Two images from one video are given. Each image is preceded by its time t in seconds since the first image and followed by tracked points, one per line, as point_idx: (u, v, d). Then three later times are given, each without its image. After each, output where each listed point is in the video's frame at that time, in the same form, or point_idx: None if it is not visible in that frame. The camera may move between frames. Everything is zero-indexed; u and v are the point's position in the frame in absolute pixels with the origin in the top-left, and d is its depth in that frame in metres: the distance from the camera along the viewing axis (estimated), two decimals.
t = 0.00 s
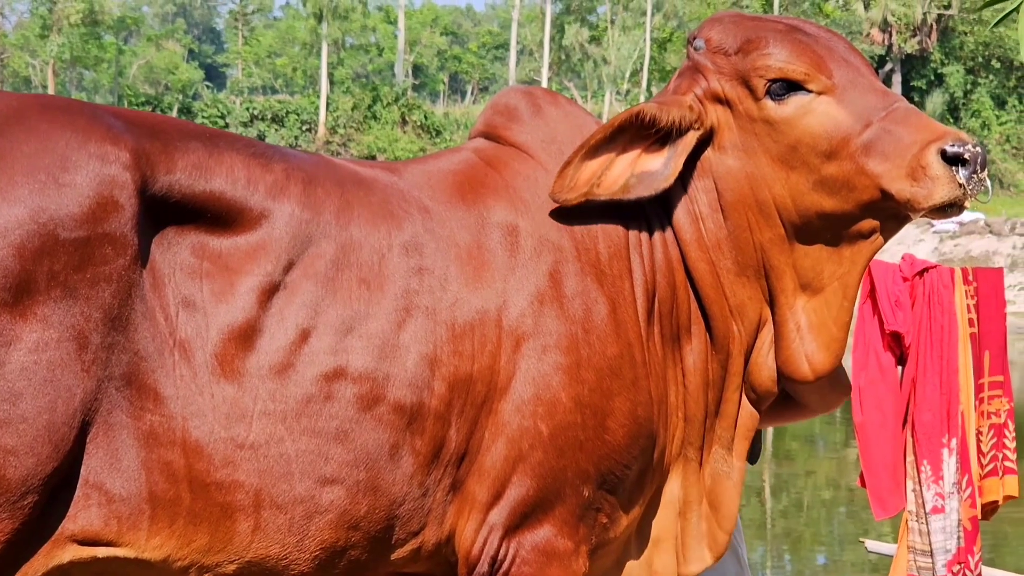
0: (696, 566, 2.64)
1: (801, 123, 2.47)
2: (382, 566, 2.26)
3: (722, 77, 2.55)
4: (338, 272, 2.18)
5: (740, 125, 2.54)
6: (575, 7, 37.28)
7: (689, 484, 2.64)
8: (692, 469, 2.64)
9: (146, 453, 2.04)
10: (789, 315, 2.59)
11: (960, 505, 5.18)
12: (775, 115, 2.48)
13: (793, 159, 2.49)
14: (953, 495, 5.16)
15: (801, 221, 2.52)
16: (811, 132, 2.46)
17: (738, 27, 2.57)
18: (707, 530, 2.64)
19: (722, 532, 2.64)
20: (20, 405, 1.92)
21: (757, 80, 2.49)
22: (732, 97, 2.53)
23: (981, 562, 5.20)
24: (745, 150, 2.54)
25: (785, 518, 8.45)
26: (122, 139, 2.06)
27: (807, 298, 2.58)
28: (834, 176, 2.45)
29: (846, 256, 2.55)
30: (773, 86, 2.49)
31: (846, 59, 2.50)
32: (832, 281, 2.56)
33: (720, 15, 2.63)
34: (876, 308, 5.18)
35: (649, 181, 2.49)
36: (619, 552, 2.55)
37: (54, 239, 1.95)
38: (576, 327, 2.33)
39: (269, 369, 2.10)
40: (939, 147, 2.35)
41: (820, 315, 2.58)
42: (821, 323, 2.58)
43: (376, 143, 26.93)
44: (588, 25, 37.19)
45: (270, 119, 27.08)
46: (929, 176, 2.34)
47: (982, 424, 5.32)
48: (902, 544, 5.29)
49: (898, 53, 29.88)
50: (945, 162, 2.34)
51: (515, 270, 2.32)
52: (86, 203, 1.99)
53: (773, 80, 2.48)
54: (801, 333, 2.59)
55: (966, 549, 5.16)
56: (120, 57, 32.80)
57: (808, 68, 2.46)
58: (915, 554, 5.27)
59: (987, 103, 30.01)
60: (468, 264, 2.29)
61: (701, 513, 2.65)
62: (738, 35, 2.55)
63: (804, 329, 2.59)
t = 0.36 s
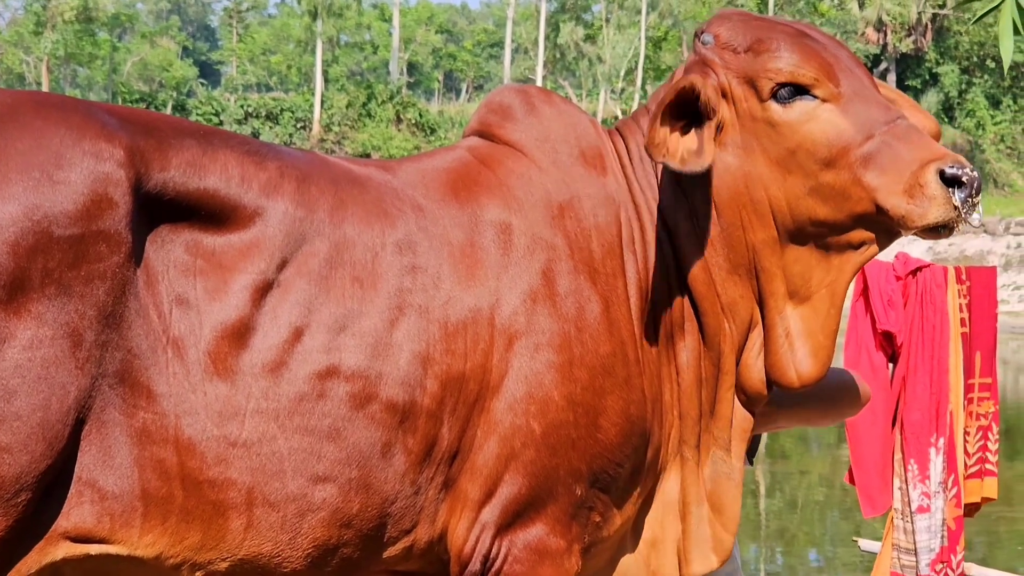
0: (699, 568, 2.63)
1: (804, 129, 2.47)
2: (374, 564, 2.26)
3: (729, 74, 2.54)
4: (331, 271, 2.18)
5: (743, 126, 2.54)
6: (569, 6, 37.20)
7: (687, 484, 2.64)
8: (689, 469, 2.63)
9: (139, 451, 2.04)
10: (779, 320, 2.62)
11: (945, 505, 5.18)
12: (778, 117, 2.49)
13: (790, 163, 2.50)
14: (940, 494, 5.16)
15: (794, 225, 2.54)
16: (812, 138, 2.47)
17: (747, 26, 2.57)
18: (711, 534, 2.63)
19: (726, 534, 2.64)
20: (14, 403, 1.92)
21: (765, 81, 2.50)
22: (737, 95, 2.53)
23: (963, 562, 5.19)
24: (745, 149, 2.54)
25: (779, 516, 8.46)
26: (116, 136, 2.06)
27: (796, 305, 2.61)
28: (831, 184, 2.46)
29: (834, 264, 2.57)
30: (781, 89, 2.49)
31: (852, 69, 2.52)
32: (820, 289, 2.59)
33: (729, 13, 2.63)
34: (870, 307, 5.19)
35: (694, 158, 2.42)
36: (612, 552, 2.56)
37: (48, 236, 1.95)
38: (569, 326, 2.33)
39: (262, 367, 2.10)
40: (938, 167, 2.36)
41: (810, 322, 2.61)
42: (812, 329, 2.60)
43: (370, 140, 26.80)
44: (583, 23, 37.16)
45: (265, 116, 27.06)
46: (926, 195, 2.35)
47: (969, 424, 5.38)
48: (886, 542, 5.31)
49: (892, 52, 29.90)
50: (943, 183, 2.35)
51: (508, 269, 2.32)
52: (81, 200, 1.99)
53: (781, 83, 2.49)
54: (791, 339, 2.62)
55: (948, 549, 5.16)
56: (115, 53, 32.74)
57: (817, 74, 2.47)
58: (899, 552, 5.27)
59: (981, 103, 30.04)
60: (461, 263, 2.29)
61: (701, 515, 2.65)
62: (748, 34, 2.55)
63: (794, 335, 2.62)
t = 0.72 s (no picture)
0: (680, 561, 2.66)
1: (809, 135, 2.50)
2: (364, 555, 2.26)
3: (740, 72, 2.53)
4: (323, 261, 2.18)
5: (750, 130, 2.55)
6: None
7: (675, 476, 2.64)
8: (678, 463, 2.64)
9: (130, 441, 2.04)
10: (772, 322, 2.67)
11: (927, 498, 5.24)
12: (785, 122, 2.52)
13: (793, 168, 2.54)
14: (923, 487, 5.21)
15: (791, 229, 2.60)
16: (816, 145, 2.49)
17: (759, 26, 2.55)
18: (692, 526, 2.67)
19: (705, 527, 2.68)
20: (3, 393, 1.91)
21: (774, 84, 2.50)
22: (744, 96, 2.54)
23: (945, 554, 5.29)
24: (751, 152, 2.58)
25: (770, 509, 8.49)
26: (107, 126, 2.05)
27: (787, 306, 2.67)
28: (830, 193, 2.49)
29: (826, 271, 2.65)
30: (789, 93, 2.51)
31: (858, 78, 2.54)
32: (811, 293, 2.66)
33: (740, 9, 2.62)
34: (859, 300, 5.12)
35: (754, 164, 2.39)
36: (602, 543, 2.56)
37: (38, 227, 1.94)
38: (561, 318, 2.33)
39: (253, 358, 2.10)
40: (937, 188, 2.39)
41: (801, 325, 2.67)
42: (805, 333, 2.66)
43: (361, 133, 26.74)
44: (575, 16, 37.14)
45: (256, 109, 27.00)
46: (924, 215, 2.38)
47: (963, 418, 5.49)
48: (869, 533, 5.32)
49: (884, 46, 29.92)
50: (941, 204, 2.39)
51: (500, 260, 2.32)
52: (71, 189, 1.98)
53: (791, 88, 2.50)
54: (783, 340, 2.67)
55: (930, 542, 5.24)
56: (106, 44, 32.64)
57: (827, 83, 2.48)
58: (882, 544, 5.29)
59: (973, 97, 30.07)
60: (453, 254, 2.28)
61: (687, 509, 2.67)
62: (760, 35, 2.54)
63: (786, 336, 2.68)
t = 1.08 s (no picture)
0: (662, 549, 2.68)
1: (801, 136, 2.50)
2: (349, 544, 2.26)
3: (735, 69, 2.54)
4: (309, 250, 2.18)
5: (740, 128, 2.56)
6: None
7: (656, 466, 2.66)
8: (659, 452, 2.65)
9: (115, 429, 2.04)
10: (756, 317, 2.67)
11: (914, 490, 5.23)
12: (776, 121, 2.52)
13: (782, 167, 2.54)
14: (910, 480, 5.20)
15: (777, 226, 2.59)
16: (807, 145, 2.50)
17: (758, 23, 2.57)
18: (674, 515, 2.68)
19: (688, 518, 2.69)
20: None
21: (769, 82, 2.51)
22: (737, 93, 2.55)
23: (929, 546, 5.28)
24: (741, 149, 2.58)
25: (756, 501, 8.52)
26: (94, 114, 2.04)
27: (771, 303, 2.67)
28: (819, 194, 2.50)
29: (809, 270, 2.64)
30: (783, 93, 2.51)
31: (852, 80, 2.54)
32: (794, 291, 2.66)
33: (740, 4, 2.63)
34: (845, 292, 5.20)
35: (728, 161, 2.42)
36: (587, 533, 2.56)
37: (25, 215, 1.94)
38: (547, 307, 2.33)
39: (239, 347, 2.10)
40: (924, 198, 2.39)
41: (784, 321, 2.67)
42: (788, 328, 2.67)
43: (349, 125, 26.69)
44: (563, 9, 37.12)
45: (244, 100, 26.92)
46: (909, 223, 2.38)
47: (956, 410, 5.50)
48: (856, 526, 5.36)
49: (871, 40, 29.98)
50: (926, 213, 2.39)
51: (486, 249, 2.32)
52: (58, 177, 1.98)
53: (784, 87, 2.50)
54: (766, 336, 2.68)
55: (915, 534, 5.24)
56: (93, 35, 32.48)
57: (821, 85, 2.49)
58: (869, 536, 5.31)
59: (959, 91, 30.16)
60: (440, 243, 2.29)
61: (667, 497, 2.68)
62: (758, 31, 2.55)
63: (769, 332, 2.68)
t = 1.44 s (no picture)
0: (650, 543, 2.68)
1: (777, 127, 2.51)
2: (330, 534, 2.26)
3: (714, 59, 2.55)
4: (289, 240, 2.18)
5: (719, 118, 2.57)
6: None
7: (643, 457, 2.67)
8: (644, 442, 2.67)
9: (96, 419, 2.03)
10: (736, 309, 2.70)
11: (900, 482, 5.28)
12: (753, 111, 2.53)
13: (761, 159, 2.55)
14: (896, 471, 5.25)
15: (755, 219, 2.61)
16: (784, 138, 2.51)
17: (740, 14, 2.57)
18: (662, 509, 2.69)
19: (676, 511, 2.70)
20: None
21: (746, 72, 2.53)
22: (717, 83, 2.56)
23: (917, 538, 5.37)
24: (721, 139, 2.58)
25: (739, 494, 8.54)
26: (75, 103, 2.04)
27: (751, 295, 2.69)
28: (796, 187, 2.51)
29: (788, 263, 2.65)
30: (759, 83, 2.52)
31: (834, 74, 2.53)
32: (773, 284, 2.68)
33: None
34: (830, 283, 5.20)
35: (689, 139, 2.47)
36: (568, 524, 2.56)
37: (6, 204, 1.94)
38: (527, 297, 2.33)
39: (219, 336, 2.10)
40: (898, 191, 2.40)
41: (764, 314, 2.70)
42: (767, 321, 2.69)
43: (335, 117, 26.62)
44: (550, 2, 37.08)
45: (229, 92, 26.83)
46: (882, 216, 2.39)
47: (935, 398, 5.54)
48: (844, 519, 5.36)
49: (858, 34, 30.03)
50: (900, 206, 2.40)
51: (466, 240, 2.32)
52: (39, 167, 1.97)
53: (761, 78, 2.52)
54: (746, 328, 2.71)
55: (902, 525, 5.31)
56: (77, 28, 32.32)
57: (799, 77, 2.49)
58: (855, 528, 5.32)
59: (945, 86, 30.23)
60: (420, 233, 2.29)
61: (655, 491, 2.69)
62: (739, 22, 2.55)
63: (749, 324, 2.71)
